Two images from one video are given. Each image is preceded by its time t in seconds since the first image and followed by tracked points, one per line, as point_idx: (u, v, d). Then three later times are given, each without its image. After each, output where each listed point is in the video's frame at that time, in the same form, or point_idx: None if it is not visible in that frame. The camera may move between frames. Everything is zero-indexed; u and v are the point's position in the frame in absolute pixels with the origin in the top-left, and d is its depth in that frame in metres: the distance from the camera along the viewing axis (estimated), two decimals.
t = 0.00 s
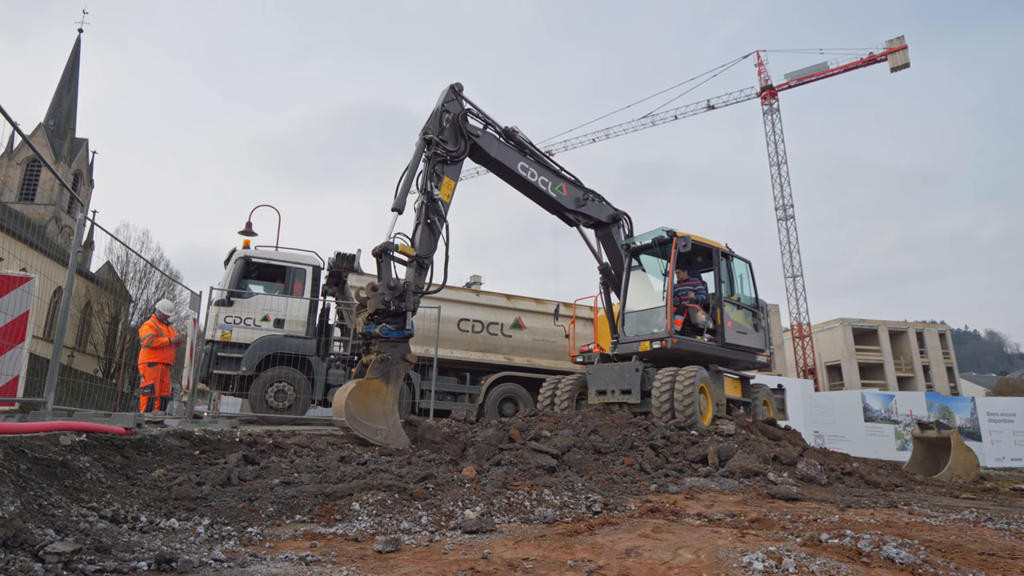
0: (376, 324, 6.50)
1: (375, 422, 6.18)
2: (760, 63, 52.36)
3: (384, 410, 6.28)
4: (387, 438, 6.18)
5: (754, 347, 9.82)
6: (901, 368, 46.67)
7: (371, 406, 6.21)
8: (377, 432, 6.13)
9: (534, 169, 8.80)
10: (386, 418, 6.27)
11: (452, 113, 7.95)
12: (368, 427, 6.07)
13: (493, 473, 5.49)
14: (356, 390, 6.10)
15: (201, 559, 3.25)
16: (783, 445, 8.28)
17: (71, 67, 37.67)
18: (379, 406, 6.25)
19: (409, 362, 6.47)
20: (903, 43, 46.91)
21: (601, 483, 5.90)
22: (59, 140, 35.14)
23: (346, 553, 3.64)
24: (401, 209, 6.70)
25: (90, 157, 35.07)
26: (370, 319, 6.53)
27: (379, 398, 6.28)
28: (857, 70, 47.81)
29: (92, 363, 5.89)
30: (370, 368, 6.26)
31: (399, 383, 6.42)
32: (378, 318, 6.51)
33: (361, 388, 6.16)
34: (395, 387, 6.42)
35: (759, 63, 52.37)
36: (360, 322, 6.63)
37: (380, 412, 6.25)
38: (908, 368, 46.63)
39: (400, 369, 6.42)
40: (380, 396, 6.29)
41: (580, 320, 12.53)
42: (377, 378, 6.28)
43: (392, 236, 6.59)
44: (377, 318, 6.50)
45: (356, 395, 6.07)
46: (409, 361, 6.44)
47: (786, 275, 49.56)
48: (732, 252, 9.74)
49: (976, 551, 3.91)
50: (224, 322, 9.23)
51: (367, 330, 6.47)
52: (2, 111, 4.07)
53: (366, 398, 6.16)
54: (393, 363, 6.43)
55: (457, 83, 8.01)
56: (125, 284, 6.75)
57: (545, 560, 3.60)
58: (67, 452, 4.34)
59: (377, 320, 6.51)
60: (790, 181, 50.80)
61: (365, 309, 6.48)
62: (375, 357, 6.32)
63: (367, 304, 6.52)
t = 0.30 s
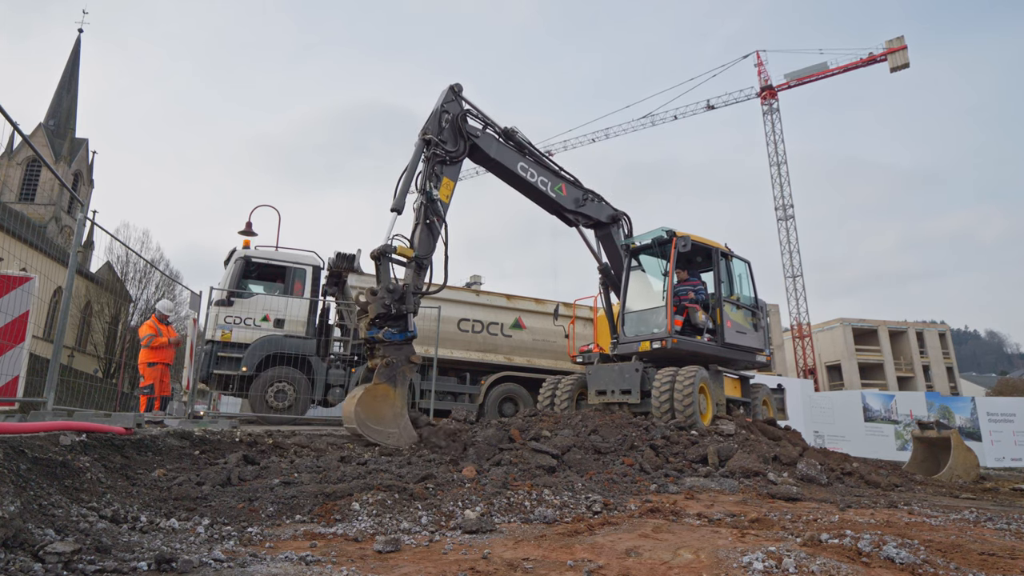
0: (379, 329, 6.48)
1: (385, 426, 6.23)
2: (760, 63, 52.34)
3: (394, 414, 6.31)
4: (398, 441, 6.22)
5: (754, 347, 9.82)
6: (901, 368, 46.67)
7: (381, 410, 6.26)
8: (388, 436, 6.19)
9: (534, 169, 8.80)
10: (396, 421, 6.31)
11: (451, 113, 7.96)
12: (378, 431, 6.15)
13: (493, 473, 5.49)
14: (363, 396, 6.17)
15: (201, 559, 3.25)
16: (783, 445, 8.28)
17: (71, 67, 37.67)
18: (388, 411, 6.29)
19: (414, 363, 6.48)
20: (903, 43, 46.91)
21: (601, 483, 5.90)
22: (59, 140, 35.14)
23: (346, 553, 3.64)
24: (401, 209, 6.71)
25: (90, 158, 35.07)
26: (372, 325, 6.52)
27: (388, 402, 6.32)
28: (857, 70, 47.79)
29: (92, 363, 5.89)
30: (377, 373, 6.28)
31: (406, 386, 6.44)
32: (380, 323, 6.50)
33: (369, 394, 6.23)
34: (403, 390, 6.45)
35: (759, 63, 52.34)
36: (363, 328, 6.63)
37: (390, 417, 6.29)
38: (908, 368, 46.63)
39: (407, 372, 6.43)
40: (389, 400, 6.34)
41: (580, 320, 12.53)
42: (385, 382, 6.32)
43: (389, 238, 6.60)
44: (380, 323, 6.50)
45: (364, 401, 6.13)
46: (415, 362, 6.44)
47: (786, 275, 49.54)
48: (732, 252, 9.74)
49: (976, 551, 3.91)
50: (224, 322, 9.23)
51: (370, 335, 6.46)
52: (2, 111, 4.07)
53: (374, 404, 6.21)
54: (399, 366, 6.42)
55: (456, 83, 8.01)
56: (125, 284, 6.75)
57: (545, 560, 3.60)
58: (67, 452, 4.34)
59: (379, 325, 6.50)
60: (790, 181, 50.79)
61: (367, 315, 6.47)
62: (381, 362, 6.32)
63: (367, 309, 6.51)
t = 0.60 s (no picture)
0: (391, 334, 6.46)
1: (403, 428, 6.29)
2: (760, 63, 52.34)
3: (410, 418, 6.36)
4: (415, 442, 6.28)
5: (754, 347, 9.82)
6: (901, 368, 46.66)
7: (398, 413, 6.33)
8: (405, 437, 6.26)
9: (536, 168, 8.81)
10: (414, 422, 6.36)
11: (453, 112, 7.96)
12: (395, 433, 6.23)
13: (493, 473, 5.49)
14: (378, 401, 6.25)
15: (201, 559, 3.25)
16: (783, 445, 8.28)
17: (71, 67, 37.67)
18: (404, 415, 6.35)
19: (427, 365, 6.48)
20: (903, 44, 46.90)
21: (601, 483, 5.89)
22: (59, 140, 35.14)
23: (346, 553, 3.64)
24: (406, 210, 6.71)
25: (90, 157, 35.06)
26: (383, 331, 6.50)
27: (405, 407, 6.36)
28: (857, 70, 47.77)
29: (92, 363, 5.89)
30: (392, 379, 6.30)
31: (421, 388, 6.45)
32: (391, 329, 6.48)
33: (384, 399, 6.30)
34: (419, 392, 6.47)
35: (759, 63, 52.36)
36: (372, 334, 6.58)
37: (406, 421, 6.35)
38: (908, 368, 46.63)
39: (420, 375, 6.44)
40: (405, 404, 6.37)
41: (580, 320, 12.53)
42: (399, 387, 6.35)
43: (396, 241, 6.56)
44: (390, 328, 6.47)
45: (379, 406, 6.22)
46: (428, 364, 6.42)
47: (787, 275, 49.52)
48: (733, 253, 9.75)
49: (976, 551, 3.91)
50: (224, 322, 9.23)
51: (382, 341, 6.44)
52: (2, 111, 4.07)
53: (390, 409, 6.29)
54: (412, 371, 6.42)
55: (457, 83, 8.02)
56: (125, 284, 6.75)
57: (545, 559, 3.60)
58: (67, 452, 4.34)
59: (391, 331, 6.48)
60: (790, 181, 50.76)
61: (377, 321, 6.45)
62: (395, 368, 6.32)
63: (377, 315, 6.49)
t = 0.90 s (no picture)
0: (404, 337, 6.41)
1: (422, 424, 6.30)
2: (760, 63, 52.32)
3: (429, 416, 6.37)
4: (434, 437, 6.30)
5: (754, 347, 9.82)
6: (901, 368, 46.65)
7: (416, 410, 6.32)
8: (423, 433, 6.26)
9: (538, 167, 8.80)
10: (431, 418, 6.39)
11: (456, 110, 7.94)
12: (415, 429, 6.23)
13: (493, 473, 5.48)
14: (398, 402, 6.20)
15: (201, 559, 3.25)
16: (783, 445, 8.28)
17: (71, 67, 37.67)
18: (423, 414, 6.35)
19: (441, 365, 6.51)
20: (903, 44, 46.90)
21: (601, 483, 5.89)
22: (59, 140, 35.13)
23: (346, 553, 3.64)
24: (412, 210, 6.71)
25: (90, 158, 35.07)
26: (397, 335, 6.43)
27: (422, 406, 6.37)
28: (857, 70, 47.76)
29: (92, 363, 5.89)
30: (409, 381, 6.30)
31: (437, 388, 6.48)
32: (405, 332, 6.43)
33: (403, 400, 6.28)
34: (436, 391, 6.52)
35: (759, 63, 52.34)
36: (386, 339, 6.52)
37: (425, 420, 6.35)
38: (908, 368, 46.62)
39: (435, 374, 6.46)
40: (422, 404, 6.38)
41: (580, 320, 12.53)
42: (418, 388, 6.37)
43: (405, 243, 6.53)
44: (404, 331, 6.42)
45: (400, 408, 6.19)
46: (443, 364, 6.44)
47: (787, 275, 49.51)
48: (733, 253, 9.75)
49: (976, 551, 3.91)
50: (224, 322, 9.23)
51: (396, 345, 6.37)
52: (2, 111, 4.07)
53: (409, 410, 6.28)
54: (428, 371, 6.43)
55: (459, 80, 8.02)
56: (125, 284, 6.74)
57: (545, 560, 3.60)
58: (67, 452, 4.34)
59: (405, 334, 6.42)
60: (790, 181, 50.75)
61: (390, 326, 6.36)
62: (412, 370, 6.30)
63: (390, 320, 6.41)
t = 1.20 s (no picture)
0: (432, 348, 6.49)
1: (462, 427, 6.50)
2: (760, 63, 52.32)
3: (467, 417, 6.57)
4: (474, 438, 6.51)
5: (754, 347, 9.82)
6: (901, 368, 46.65)
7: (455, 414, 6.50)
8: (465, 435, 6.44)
9: (538, 167, 8.80)
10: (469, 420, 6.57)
11: (455, 111, 7.92)
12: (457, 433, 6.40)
13: (493, 473, 5.49)
14: (438, 411, 6.36)
15: (201, 559, 3.25)
16: (783, 445, 8.28)
17: (71, 67, 37.67)
18: (462, 417, 6.54)
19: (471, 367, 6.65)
20: (903, 44, 46.91)
21: (601, 483, 5.90)
22: (59, 139, 35.12)
23: (346, 553, 3.64)
24: (423, 221, 6.71)
25: (90, 157, 35.06)
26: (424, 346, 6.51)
27: (461, 410, 6.56)
28: (857, 70, 47.76)
29: (92, 363, 5.89)
30: (444, 389, 6.45)
31: (471, 389, 6.67)
32: (431, 342, 6.48)
33: (442, 407, 6.45)
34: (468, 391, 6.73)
35: (759, 63, 52.34)
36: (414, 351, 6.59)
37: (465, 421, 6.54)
38: (908, 368, 46.62)
39: (467, 378, 6.63)
40: (461, 407, 6.58)
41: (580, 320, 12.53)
42: (454, 394, 6.55)
43: (418, 256, 6.41)
44: (432, 343, 6.48)
45: (440, 414, 6.37)
46: (472, 367, 6.58)
47: (786, 275, 49.50)
48: (733, 253, 9.74)
49: (976, 551, 3.91)
50: (225, 322, 9.23)
51: (426, 356, 6.48)
52: (2, 111, 4.07)
53: (449, 415, 6.46)
54: (459, 376, 6.58)
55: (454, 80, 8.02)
56: (126, 284, 6.74)
57: (545, 560, 3.60)
58: (67, 452, 4.34)
59: (431, 343, 6.49)
60: (790, 181, 50.73)
61: (416, 339, 6.41)
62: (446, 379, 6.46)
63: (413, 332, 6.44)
